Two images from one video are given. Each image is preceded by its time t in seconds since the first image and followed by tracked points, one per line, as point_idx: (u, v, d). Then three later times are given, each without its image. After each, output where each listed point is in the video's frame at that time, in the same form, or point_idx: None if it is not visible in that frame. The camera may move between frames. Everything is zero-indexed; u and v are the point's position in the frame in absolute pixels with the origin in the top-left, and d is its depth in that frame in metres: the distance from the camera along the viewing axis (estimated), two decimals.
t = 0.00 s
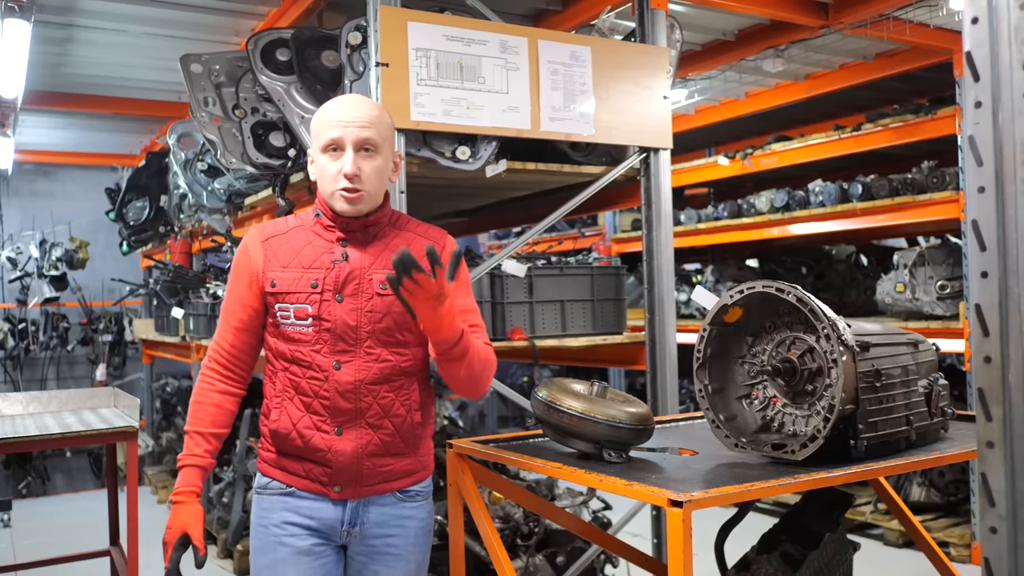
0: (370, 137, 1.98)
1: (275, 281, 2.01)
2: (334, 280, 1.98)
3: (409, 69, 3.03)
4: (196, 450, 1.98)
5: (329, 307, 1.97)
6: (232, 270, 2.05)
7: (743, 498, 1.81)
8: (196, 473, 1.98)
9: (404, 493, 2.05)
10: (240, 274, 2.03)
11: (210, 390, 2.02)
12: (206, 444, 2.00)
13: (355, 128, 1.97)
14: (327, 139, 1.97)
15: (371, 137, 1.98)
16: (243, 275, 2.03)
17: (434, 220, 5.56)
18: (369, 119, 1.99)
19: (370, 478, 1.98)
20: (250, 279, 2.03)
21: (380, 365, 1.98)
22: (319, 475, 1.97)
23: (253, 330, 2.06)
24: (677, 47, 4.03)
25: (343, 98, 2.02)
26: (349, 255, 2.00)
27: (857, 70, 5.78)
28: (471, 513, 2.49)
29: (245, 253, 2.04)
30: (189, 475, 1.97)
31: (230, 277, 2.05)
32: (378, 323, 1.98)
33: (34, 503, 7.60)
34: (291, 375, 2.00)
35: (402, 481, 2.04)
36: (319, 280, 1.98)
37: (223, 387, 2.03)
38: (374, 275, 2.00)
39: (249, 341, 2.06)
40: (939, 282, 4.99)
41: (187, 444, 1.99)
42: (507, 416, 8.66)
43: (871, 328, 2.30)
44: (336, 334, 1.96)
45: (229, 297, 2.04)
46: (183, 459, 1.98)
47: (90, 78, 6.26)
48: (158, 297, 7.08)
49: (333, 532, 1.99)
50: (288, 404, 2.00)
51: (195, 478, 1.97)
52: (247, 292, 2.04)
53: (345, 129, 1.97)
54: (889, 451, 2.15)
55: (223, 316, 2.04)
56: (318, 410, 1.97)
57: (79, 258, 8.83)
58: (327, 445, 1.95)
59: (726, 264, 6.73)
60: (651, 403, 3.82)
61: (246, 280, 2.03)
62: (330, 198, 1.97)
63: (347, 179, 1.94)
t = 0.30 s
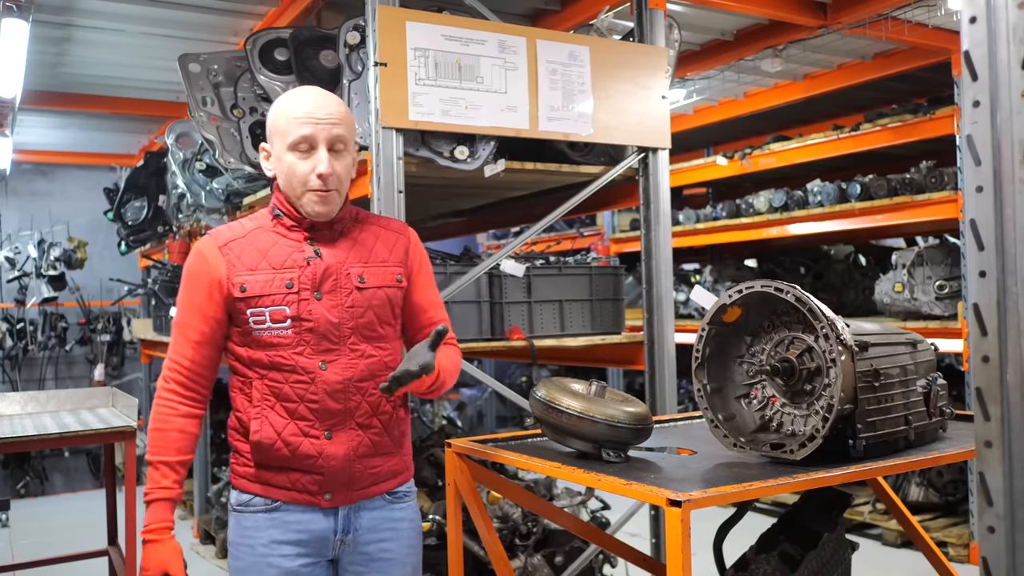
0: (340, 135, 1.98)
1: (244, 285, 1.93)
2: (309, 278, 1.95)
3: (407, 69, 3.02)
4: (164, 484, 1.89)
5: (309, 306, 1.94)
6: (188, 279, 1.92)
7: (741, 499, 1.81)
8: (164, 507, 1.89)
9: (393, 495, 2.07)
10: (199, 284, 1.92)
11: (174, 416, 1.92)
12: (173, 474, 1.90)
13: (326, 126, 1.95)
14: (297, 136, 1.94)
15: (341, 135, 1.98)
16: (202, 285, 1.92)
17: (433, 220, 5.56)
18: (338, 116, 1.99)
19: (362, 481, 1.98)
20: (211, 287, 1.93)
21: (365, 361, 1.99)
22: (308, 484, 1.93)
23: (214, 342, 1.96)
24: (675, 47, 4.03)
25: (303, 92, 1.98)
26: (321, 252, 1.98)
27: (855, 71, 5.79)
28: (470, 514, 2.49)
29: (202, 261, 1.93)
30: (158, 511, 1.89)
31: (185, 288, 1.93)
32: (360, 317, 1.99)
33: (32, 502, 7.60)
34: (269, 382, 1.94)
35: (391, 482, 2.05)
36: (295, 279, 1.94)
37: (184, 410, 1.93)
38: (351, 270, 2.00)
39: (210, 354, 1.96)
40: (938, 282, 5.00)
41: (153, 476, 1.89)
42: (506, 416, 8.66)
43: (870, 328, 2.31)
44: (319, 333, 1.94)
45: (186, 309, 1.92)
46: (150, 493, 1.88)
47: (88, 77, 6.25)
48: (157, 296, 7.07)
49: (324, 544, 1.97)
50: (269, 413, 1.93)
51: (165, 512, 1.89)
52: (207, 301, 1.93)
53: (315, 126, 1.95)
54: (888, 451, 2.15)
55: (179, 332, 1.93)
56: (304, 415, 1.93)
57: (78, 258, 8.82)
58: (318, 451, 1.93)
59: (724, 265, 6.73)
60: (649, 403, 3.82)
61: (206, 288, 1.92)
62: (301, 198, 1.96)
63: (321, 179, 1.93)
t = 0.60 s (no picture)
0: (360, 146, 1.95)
1: (242, 290, 1.82)
2: (309, 279, 1.89)
3: (406, 68, 3.02)
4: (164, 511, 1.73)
5: (314, 308, 1.88)
6: (170, 287, 1.75)
7: (740, 498, 1.81)
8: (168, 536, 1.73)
9: (385, 488, 2.07)
10: (183, 292, 1.76)
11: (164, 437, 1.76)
12: (169, 497, 1.75)
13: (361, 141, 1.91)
14: (340, 153, 1.85)
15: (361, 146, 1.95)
16: (188, 292, 1.77)
17: (432, 220, 5.56)
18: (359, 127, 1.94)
19: (365, 479, 1.98)
20: (200, 295, 1.78)
21: (365, 360, 1.98)
22: (317, 488, 1.89)
23: (193, 354, 1.80)
24: (674, 47, 4.03)
25: (328, 99, 1.86)
26: (316, 253, 1.93)
27: (854, 70, 5.79)
28: (467, 512, 2.48)
29: (187, 266, 1.78)
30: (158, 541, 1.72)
31: (165, 296, 1.75)
32: (358, 317, 1.97)
33: (32, 502, 7.60)
34: (272, 390, 1.84)
35: (384, 478, 2.07)
36: (297, 281, 1.87)
37: (167, 427, 1.77)
38: (345, 270, 1.97)
39: (190, 368, 1.80)
40: (938, 282, 4.99)
41: (148, 503, 1.72)
42: (505, 416, 8.66)
43: (869, 328, 2.31)
44: (326, 335, 1.89)
45: (168, 320, 1.75)
46: (150, 522, 1.71)
47: (87, 77, 6.25)
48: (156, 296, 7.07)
49: (329, 546, 1.93)
50: (275, 422, 1.83)
51: (171, 538, 1.73)
52: (191, 310, 1.77)
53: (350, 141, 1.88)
54: (887, 451, 2.15)
55: (159, 345, 1.75)
56: (313, 419, 1.87)
57: (77, 258, 8.82)
58: (328, 453, 1.89)
59: (724, 264, 6.73)
60: (648, 403, 3.82)
61: (194, 296, 1.77)
62: (326, 210, 1.90)
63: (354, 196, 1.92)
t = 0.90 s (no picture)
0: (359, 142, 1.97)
1: (264, 295, 1.80)
2: (321, 282, 1.91)
3: (406, 68, 3.02)
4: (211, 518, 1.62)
5: (329, 311, 1.90)
6: (193, 292, 1.68)
7: (740, 498, 1.80)
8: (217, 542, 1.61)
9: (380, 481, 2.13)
10: (206, 296, 1.70)
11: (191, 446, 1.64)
12: (211, 505, 1.64)
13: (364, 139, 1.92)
14: (349, 155, 1.87)
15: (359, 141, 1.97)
16: (212, 297, 1.71)
17: (432, 220, 5.56)
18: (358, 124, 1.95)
19: (365, 475, 2.03)
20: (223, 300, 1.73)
21: (365, 360, 2.04)
22: (324, 486, 1.93)
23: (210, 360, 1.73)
24: (674, 47, 4.03)
25: (334, 100, 1.85)
26: (325, 256, 1.95)
27: (855, 70, 5.78)
28: (467, 511, 2.47)
29: (210, 271, 1.72)
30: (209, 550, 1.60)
31: (187, 302, 1.67)
32: (361, 318, 2.02)
33: (32, 502, 7.60)
34: (288, 394, 1.85)
35: (375, 472, 2.13)
36: (312, 285, 1.88)
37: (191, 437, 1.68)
38: (348, 273, 2.01)
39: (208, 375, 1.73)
40: (938, 282, 4.99)
41: (194, 514, 1.61)
42: (506, 416, 8.66)
43: (869, 327, 2.31)
44: (338, 337, 1.93)
45: (189, 326, 1.68)
46: (199, 531, 1.60)
47: (87, 77, 6.25)
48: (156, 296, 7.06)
49: (330, 542, 1.97)
50: (291, 424, 1.84)
51: (222, 544, 1.62)
52: (212, 315, 1.71)
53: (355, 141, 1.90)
54: (888, 451, 2.15)
55: (181, 351, 1.66)
56: (325, 420, 1.90)
57: (77, 258, 8.81)
58: (337, 452, 1.93)
59: (724, 264, 6.73)
60: (648, 403, 3.81)
61: (218, 301, 1.72)
62: (330, 208, 1.92)
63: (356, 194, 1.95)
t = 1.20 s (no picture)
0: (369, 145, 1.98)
1: (272, 295, 1.82)
2: (330, 281, 1.92)
3: (406, 68, 3.02)
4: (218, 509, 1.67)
5: (338, 309, 1.91)
6: (202, 294, 1.72)
7: (740, 498, 1.80)
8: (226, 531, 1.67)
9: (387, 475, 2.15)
10: (214, 297, 1.73)
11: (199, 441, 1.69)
12: (218, 497, 1.69)
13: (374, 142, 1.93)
14: (358, 157, 1.87)
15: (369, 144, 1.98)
16: (221, 298, 1.74)
17: (432, 220, 5.57)
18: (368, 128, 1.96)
19: (373, 469, 2.04)
20: (232, 301, 1.76)
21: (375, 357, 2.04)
22: (332, 479, 1.94)
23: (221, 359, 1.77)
24: (674, 47, 4.03)
25: (343, 105, 1.86)
26: (335, 255, 1.95)
27: (855, 70, 5.78)
28: (467, 510, 2.46)
29: (220, 273, 1.75)
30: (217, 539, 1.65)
31: (196, 303, 1.71)
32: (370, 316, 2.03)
33: (32, 502, 7.60)
34: (297, 390, 1.87)
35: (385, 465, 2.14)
36: (322, 284, 1.89)
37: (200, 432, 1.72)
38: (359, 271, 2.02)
39: (219, 373, 1.77)
40: (938, 282, 4.99)
41: (203, 504, 1.66)
42: (506, 416, 8.66)
43: (869, 328, 2.31)
44: (347, 335, 1.93)
45: (198, 326, 1.71)
46: (207, 521, 1.65)
47: (87, 77, 6.25)
48: (156, 296, 7.06)
49: (338, 533, 1.99)
50: (299, 419, 1.86)
51: (230, 533, 1.67)
52: (221, 315, 1.74)
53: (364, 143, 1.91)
54: (888, 451, 2.14)
55: (191, 351, 1.71)
56: (333, 416, 1.91)
57: (78, 258, 8.81)
58: (346, 447, 1.94)
59: (725, 264, 6.73)
60: (649, 403, 3.81)
61: (227, 301, 1.75)
62: (341, 211, 1.93)
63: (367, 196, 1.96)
